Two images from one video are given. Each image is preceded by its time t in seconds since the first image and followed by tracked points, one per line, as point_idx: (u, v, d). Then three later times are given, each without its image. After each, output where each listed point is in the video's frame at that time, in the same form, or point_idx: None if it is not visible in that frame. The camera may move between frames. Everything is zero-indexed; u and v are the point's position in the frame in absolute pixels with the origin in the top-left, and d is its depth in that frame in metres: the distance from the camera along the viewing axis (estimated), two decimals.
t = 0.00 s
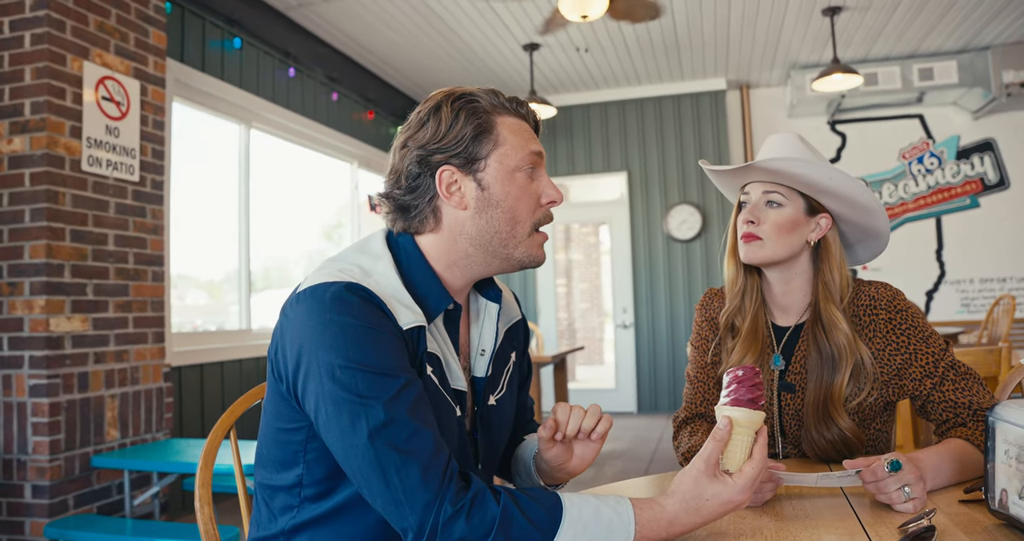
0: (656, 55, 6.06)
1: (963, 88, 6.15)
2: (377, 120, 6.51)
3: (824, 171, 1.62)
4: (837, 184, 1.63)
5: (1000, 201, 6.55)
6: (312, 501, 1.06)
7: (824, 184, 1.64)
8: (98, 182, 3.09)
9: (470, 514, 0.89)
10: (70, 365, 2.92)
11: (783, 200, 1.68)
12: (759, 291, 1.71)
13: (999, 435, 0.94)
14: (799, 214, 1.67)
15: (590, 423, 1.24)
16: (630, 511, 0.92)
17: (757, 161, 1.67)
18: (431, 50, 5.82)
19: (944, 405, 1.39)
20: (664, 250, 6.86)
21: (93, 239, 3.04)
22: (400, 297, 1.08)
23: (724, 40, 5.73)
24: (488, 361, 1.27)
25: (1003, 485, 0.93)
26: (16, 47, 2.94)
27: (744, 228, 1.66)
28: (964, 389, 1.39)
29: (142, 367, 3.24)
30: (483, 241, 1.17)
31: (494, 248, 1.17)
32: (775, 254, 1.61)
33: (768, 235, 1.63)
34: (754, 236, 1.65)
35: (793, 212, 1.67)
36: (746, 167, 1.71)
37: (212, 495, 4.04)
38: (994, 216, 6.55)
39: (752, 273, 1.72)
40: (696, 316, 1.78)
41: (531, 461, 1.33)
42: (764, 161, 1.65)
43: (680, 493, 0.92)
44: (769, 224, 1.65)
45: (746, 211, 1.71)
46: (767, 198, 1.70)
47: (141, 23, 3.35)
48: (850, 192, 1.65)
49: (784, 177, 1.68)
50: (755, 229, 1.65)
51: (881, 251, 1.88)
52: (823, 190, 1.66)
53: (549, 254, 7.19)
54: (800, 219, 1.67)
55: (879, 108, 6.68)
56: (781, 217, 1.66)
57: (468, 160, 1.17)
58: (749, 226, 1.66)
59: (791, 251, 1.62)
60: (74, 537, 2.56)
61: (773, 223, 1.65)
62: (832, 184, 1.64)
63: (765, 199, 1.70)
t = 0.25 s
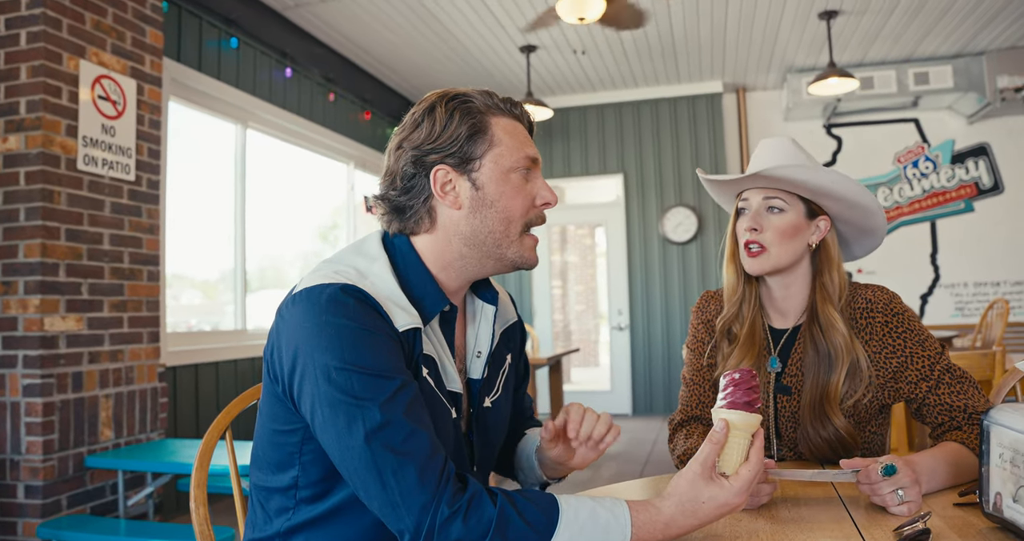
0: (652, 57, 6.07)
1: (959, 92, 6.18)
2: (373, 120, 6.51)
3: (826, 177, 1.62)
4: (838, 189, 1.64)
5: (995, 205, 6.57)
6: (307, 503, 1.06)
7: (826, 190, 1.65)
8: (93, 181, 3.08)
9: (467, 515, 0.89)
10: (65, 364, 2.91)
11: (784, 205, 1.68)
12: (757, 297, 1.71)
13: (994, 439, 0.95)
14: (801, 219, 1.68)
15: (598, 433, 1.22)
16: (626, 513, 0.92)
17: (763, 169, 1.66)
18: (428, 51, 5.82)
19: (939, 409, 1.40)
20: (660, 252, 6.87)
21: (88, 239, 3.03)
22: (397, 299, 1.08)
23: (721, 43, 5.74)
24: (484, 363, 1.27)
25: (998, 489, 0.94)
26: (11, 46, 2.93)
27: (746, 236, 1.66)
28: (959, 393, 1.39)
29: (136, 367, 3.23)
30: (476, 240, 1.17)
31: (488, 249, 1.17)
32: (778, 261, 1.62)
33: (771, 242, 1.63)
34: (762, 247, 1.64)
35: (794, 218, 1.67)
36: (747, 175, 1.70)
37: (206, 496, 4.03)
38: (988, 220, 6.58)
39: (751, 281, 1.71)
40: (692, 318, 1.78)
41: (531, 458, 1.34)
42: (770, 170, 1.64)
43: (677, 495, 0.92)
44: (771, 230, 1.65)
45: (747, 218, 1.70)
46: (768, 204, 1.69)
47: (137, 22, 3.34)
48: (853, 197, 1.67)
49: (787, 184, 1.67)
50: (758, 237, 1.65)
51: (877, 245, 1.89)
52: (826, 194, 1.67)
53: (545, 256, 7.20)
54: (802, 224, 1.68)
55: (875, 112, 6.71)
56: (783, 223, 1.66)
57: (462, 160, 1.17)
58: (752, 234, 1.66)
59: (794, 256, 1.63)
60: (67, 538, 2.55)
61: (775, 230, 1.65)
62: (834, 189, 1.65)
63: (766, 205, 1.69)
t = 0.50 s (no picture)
0: (650, 60, 6.08)
1: (954, 97, 6.21)
2: (370, 122, 6.51)
3: (828, 183, 1.62)
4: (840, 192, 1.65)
5: (990, 210, 6.60)
6: (301, 509, 1.06)
7: (826, 195, 1.65)
8: (90, 182, 3.07)
9: (463, 516, 0.89)
10: (60, 365, 2.90)
11: (784, 211, 1.68)
12: (757, 303, 1.71)
13: (990, 442, 0.96)
14: (801, 224, 1.68)
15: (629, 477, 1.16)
16: (623, 515, 0.92)
17: (769, 181, 1.63)
18: (426, 53, 5.83)
19: (934, 413, 1.40)
20: (656, 255, 6.88)
21: (85, 239, 3.03)
22: (382, 306, 1.09)
23: (718, 46, 5.75)
24: (476, 368, 1.27)
25: (993, 492, 0.94)
26: (8, 45, 2.93)
27: (749, 245, 1.66)
28: (954, 396, 1.40)
29: (133, 367, 3.23)
30: (455, 239, 1.18)
31: (468, 247, 1.18)
32: (781, 266, 1.62)
33: (773, 249, 1.63)
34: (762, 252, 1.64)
35: (795, 223, 1.67)
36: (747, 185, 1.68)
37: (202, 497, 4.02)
38: (983, 224, 6.61)
39: (752, 286, 1.71)
40: (691, 321, 1.78)
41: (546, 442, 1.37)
42: (776, 180, 1.62)
43: (673, 498, 0.92)
44: (772, 238, 1.65)
45: (748, 225, 1.70)
46: (768, 211, 1.69)
47: (136, 22, 3.34)
48: (854, 199, 1.67)
49: (789, 191, 1.66)
50: (760, 245, 1.65)
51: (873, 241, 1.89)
52: (827, 198, 1.67)
53: (541, 258, 7.20)
54: (802, 229, 1.68)
55: (871, 115, 6.73)
56: (783, 229, 1.66)
57: (439, 157, 1.19)
58: (754, 242, 1.66)
59: (796, 260, 1.63)
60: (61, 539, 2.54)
61: (776, 237, 1.65)
62: (835, 193, 1.65)
63: (766, 212, 1.69)
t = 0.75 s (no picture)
0: (644, 63, 6.09)
1: (946, 101, 6.25)
2: (365, 123, 6.50)
3: (821, 180, 1.64)
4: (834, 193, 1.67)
5: (981, 213, 6.64)
6: (289, 513, 1.07)
7: (818, 193, 1.67)
8: (83, 182, 3.06)
9: (454, 517, 0.90)
10: (52, 366, 2.89)
11: (778, 207, 1.70)
12: (747, 298, 1.73)
13: (980, 445, 0.96)
14: (794, 222, 1.69)
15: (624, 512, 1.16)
16: (615, 517, 0.92)
17: (764, 166, 1.66)
18: (420, 54, 5.82)
19: (923, 416, 1.41)
20: (649, 257, 6.89)
21: (78, 239, 3.02)
22: (366, 314, 1.09)
23: (712, 49, 5.77)
24: (463, 375, 1.27)
25: (983, 495, 0.95)
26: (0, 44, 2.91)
27: (740, 234, 1.66)
28: (944, 399, 1.41)
29: (125, 368, 3.22)
30: (433, 241, 1.19)
31: (451, 252, 1.18)
32: (771, 260, 1.62)
33: (765, 241, 1.64)
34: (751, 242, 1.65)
35: (788, 219, 1.69)
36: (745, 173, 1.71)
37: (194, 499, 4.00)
38: (974, 228, 6.64)
39: (742, 281, 1.72)
40: (684, 324, 1.80)
41: (538, 449, 1.39)
42: (770, 167, 1.65)
43: (665, 501, 0.93)
44: (765, 230, 1.66)
45: (741, 217, 1.71)
46: (763, 206, 1.71)
47: (129, 22, 3.33)
48: (847, 202, 1.69)
49: (782, 185, 1.69)
50: (752, 236, 1.65)
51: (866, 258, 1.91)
52: (821, 199, 1.69)
53: (535, 260, 7.21)
54: (795, 227, 1.69)
55: (864, 119, 6.76)
56: (777, 224, 1.67)
57: (421, 162, 1.21)
58: (746, 233, 1.66)
59: (787, 257, 1.64)
60: None
61: (770, 230, 1.66)
62: (829, 194, 1.67)
63: (761, 206, 1.71)
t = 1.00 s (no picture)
0: (629, 66, 6.11)
1: (927, 107, 6.32)
2: (350, 124, 6.48)
3: (804, 184, 1.67)
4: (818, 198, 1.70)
5: (961, 218, 6.72)
6: (265, 515, 1.07)
7: (802, 197, 1.70)
8: (62, 179, 3.03)
9: (433, 518, 0.89)
10: (29, 366, 2.85)
11: (761, 212, 1.71)
12: (729, 302, 1.73)
13: (953, 447, 0.98)
14: (777, 226, 1.71)
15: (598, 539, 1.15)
16: (594, 519, 0.93)
17: (750, 172, 1.68)
18: (406, 55, 5.81)
19: (900, 418, 1.43)
20: (634, 259, 6.91)
21: (57, 237, 2.98)
22: (352, 315, 1.10)
23: (697, 53, 5.81)
24: (442, 382, 1.28)
25: (956, 495, 0.96)
26: None
27: (724, 240, 1.68)
28: (921, 402, 1.43)
29: (105, 368, 3.19)
30: (428, 250, 1.19)
31: (443, 258, 1.18)
32: (754, 265, 1.63)
33: (748, 246, 1.65)
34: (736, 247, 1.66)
35: (771, 224, 1.70)
36: (727, 181, 1.73)
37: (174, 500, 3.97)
38: (954, 233, 6.73)
39: (725, 284, 1.73)
40: (665, 327, 1.80)
41: (517, 462, 1.39)
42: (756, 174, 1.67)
43: (644, 502, 0.93)
44: (748, 235, 1.67)
45: (725, 222, 1.72)
46: (746, 211, 1.72)
47: (111, 19, 3.30)
48: (829, 206, 1.72)
49: (766, 189, 1.71)
50: (736, 241, 1.67)
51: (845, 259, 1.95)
52: (804, 203, 1.72)
53: (519, 262, 7.22)
54: (778, 231, 1.70)
55: (847, 124, 6.82)
56: (760, 229, 1.68)
57: (417, 168, 1.21)
58: (729, 238, 1.67)
59: (769, 262, 1.65)
60: None
61: (753, 235, 1.67)
62: (812, 197, 1.70)
63: (744, 211, 1.72)
